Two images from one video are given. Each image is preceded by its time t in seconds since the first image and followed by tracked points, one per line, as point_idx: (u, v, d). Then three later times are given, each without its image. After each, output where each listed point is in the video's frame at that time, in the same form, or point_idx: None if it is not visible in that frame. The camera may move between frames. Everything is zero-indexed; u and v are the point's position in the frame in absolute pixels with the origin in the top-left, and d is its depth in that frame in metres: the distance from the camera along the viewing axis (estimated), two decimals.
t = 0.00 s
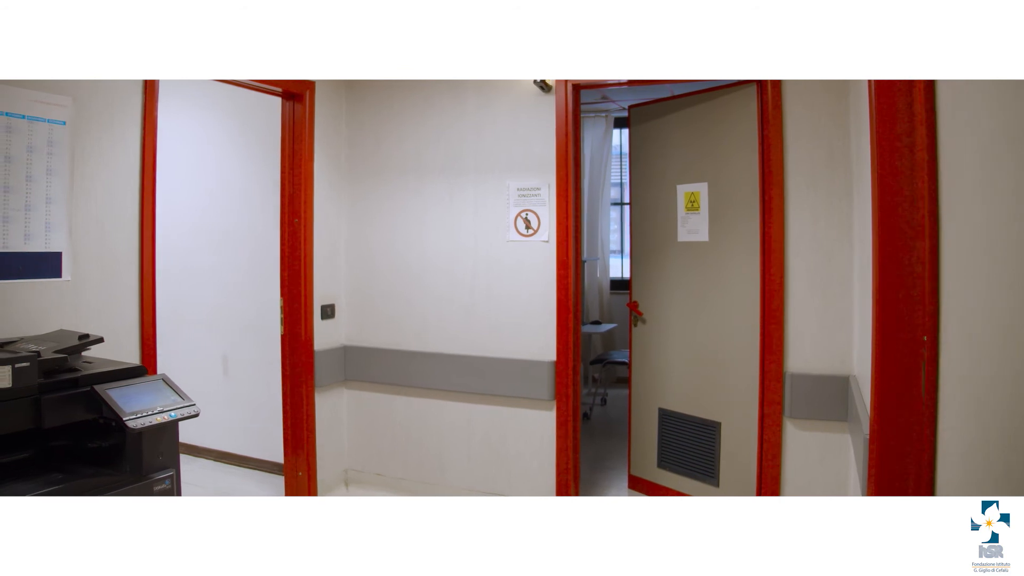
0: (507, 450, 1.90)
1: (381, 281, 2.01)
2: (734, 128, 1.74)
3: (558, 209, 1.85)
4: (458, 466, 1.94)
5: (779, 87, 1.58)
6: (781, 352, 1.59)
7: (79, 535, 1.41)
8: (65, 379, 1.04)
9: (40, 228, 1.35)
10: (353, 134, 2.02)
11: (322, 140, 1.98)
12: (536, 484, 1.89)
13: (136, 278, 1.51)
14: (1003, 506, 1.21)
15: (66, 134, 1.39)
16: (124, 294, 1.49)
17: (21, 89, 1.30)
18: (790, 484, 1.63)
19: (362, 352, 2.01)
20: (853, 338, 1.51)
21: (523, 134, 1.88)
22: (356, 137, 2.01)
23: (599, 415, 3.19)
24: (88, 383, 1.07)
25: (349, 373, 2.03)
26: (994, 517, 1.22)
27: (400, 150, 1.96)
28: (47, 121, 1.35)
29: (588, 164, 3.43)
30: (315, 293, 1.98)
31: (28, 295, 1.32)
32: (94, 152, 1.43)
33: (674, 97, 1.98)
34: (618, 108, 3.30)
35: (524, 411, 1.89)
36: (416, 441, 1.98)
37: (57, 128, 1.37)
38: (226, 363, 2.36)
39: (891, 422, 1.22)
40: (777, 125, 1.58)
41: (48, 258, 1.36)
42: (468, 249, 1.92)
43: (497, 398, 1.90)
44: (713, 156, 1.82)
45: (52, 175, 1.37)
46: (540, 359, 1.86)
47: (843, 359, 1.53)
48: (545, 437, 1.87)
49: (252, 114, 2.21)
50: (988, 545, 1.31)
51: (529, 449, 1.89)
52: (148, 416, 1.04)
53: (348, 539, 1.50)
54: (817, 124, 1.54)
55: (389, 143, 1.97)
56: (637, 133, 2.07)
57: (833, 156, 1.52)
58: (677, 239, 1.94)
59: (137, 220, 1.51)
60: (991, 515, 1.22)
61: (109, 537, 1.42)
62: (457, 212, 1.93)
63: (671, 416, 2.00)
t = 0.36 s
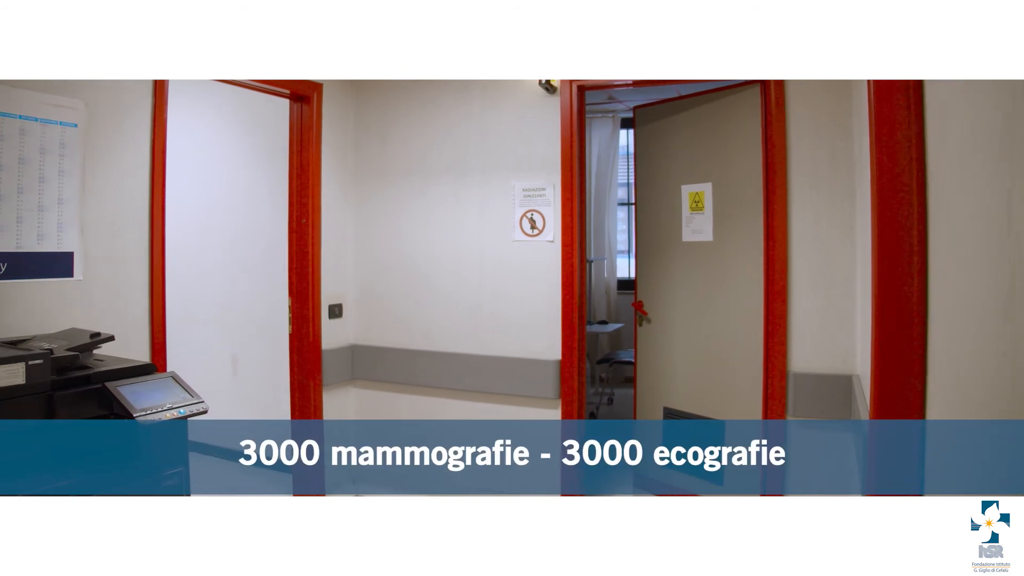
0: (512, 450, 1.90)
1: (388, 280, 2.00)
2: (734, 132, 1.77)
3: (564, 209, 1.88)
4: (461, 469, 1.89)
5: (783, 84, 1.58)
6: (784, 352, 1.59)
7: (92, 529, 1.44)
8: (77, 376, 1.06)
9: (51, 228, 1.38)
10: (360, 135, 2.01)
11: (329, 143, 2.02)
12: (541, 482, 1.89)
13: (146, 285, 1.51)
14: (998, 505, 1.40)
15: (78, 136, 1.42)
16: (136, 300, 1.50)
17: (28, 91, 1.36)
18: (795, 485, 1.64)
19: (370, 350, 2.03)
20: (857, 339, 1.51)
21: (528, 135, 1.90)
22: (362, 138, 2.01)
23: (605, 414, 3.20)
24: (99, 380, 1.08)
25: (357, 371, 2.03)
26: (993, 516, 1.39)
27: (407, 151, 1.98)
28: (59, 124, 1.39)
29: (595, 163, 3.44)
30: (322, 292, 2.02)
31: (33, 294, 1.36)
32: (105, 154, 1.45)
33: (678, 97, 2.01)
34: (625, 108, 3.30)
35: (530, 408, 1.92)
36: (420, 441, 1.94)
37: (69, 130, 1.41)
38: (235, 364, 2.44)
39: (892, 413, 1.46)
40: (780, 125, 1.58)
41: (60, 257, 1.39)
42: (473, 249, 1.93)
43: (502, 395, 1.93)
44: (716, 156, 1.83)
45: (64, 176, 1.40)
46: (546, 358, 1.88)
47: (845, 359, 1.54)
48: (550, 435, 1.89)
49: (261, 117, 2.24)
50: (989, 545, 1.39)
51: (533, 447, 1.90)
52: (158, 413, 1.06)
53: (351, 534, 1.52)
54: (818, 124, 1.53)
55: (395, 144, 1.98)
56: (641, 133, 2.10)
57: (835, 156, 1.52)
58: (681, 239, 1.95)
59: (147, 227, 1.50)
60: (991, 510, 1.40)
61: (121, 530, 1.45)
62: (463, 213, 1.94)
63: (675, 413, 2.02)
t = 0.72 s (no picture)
0: (515, 449, 1.92)
1: (394, 279, 2.02)
2: (736, 134, 1.78)
3: (567, 209, 1.89)
4: (461, 469, 1.95)
5: (783, 86, 1.60)
6: (786, 349, 1.59)
7: (99, 524, 1.46)
8: (87, 373, 1.09)
9: (62, 228, 1.41)
10: (365, 137, 2.04)
11: (335, 143, 2.04)
12: (542, 482, 1.91)
13: (153, 282, 1.54)
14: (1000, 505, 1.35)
15: (87, 138, 1.44)
16: (143, 296, 1.53)
17: (31, 92, 1.35)
18: (796, 485, 1.64)
19: (375, 349, 2.04)
20: (857, 336, 1.51)
21: (532, 136, 1.91)
22: (367, 140, 2.03)
23: (610, 413, 3.21)
24: (109, 377, 1.11)
25: (363, 370, 2.06)
26: (993, 516, 1.35)
27: (412, 152, 2.00)
28: (69, 126, 1.41)
29: (600, 164, 3.45)
30: (328, 292, 2.04)
31: (41, 294, 1.37)
32: (116, 156, 1.48)
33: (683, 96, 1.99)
34: (630, 108, 3.31)
35: (535, 408, 1.92)
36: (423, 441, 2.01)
37: (79, 132, 1.43)
38: (243, 363, 2.44)
39: (889, 410, 1.42)
40: (782, 126, 1.59)
41: (70, 257, 1.42)
42: (478, 249, 1.94)
43: (506, 394, 1.94)
44: (719, 157, 1.84)
45: (74, 177, 1.43)
46: (549, 357, 1.89)
47: (847, 357, 1.54)
48: (553, 435, 1.90)
49: (272, 119, 2.27)
50: (989, 545, 1.35)
51: (535, 447, 1.91)
52: (166, 409, 1.08)
53: (353, 529, 1.54)
54: (818, 124, 1.55)
55: (400, 145, 2.00)
56: (646, 134, 2.10)
57: (835, 155, 1.53)
58: (685, 239, 1.96)
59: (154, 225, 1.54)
60: (991, 511, 1.35)
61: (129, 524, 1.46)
62: (467, 213, 1.95)
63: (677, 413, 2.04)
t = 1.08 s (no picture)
0: (515, 449, 1.94)
1: (402, 278, 2.04)
2: (741, 134, 1.78)
3: (573, 209, 1.90)
4: (461, 469, 1.94)
5: (788, 85, 1.59)
6: (790, 348, 1.60)
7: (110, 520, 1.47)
8: (99, 369, 1.11)
9: (74, 228, 1.43)
10: (373, 138, 2.06)
11: (343, 143, 2.07)
12: (543, 482, 1.92)
13: (163, 283, 1.57)
14: (1000, 505, 1.36)
15: (99, 140, 1.46)
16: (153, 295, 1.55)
17: (38, 93, 1.37)
18: (800, 485, 1.65)
19: (384, 348, 2.06)
20: (860, 337, 1.52)
21: (537, 136, 1.92)
22: (376, 140, 2.05)
23: (617, 412, 3.22)
24: (120, 373, 1.14)
25: (370, 369, 2.08)
26: (993, 516, 1.36)
27: (419, 151, 2.01)
28: (81, 128, 1.44)
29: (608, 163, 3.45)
30: (337, 291, 2.06)
31: (53, 295, 1.40)
32: (128, 157, 1.51)
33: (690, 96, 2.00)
34: (637, 108, 3.31)
35: (540, 407, 1.94)
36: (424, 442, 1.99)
37: (91, 134, 1.45)
38: (252, 360, 2.47)
39: (885, 396, 1.47)
40: (786, 126, 1.59)
41: (82, 256, 1.45)
42: (486, 249, 1.96)
43: (512, 393, 1.95)
44: (724, 157, 1.85)
45: (86, 178, 1.45)
46: (554, 356, 1.91)
47: (851, 356, 1.54)
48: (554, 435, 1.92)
49: (279, 119, 2.30)
50: (990, 546, 1.36)
51: (535, 446, 1.93)
52: (176, 405, 1.10)
53: (358, 526, 1.56)
54: (821, 125, 1.56)
55: (408, 145, 2.02)
56: (652, 134, 2.11)
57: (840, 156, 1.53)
58: (690, 239, 1.97)
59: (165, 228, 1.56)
60: (994, 513, 1.37)
61: (139, 519, 1.49)
62: (474, 213, 1.97)
63: (680, 410, 2.05)
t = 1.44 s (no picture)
0: (514, 448, 1.94)
1: (413, 278, 2.06)
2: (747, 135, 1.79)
3: (581, 209, 1.92)
4: (461, 469, 1.93)
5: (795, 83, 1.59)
6: (796, 349, 1.61)
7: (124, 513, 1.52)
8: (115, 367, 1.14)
9: (90, 228, 1.46)
10: (383, 139, 2.07)
11: (354, 143, 2.09)
12: (545, 483, 1.91)
13: (177, 283, 1.58)
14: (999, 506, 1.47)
15: (114, 141, 1.49)
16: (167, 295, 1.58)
17: (43, 93, 1.40)
18: (807, 485, 1.64)
19: (395, 346, 2.09)
20: (865, 336, 1.54)
21: (546, 137, 1.94)
22: (386, 141, 2.06)
23: (627, 412, 3.22)
24: (135, 371, 1.16)
25: (381, 368, 2.09)
26: (993, 516, 1.47)
27: (430, 152, 2.03)
28: (96, 129, 1.46)
29: (617, 164, 3.45)
30: (347, 293, 2.08)
31: (68, 292, 1.44)
32: (142, 157, 1.53)
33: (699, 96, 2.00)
34: (647, 108, 3.31)
35: (548, 404, 1.95)
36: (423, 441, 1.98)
37: (106, 136, 1.48)
38: (265, 360, 2.52)
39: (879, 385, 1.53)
40: (793, 128, 1.59)
41: (98, 256, 1.47)
42: (497, 250, 1.97)
43: (520, 391, 1.97)
44: (732, 158, 1.86)
45: (101, 179, 1.48)
46: (563, 355, 1.92)
47: (857, 354, 1.55)
48: (562, 435, 1.93)
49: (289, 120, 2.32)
50: (991, 547, 1.45)
51: (538, 446, 1.93)
52: (189, 402, 1.13)
53: (367, 519, 1.59)
54: (827, 125, 1.55)
55: (419, 147, 2.04)
56: (660, 134, 2.11)
57: (847, 161, 1.54)
58: (698, 239, 1.97)
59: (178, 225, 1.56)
60: (995, 509, 1.47)
61: (154, 515, 1.51)
62: (484, 213, 1.99)
63: (690, 410, 2.05)
